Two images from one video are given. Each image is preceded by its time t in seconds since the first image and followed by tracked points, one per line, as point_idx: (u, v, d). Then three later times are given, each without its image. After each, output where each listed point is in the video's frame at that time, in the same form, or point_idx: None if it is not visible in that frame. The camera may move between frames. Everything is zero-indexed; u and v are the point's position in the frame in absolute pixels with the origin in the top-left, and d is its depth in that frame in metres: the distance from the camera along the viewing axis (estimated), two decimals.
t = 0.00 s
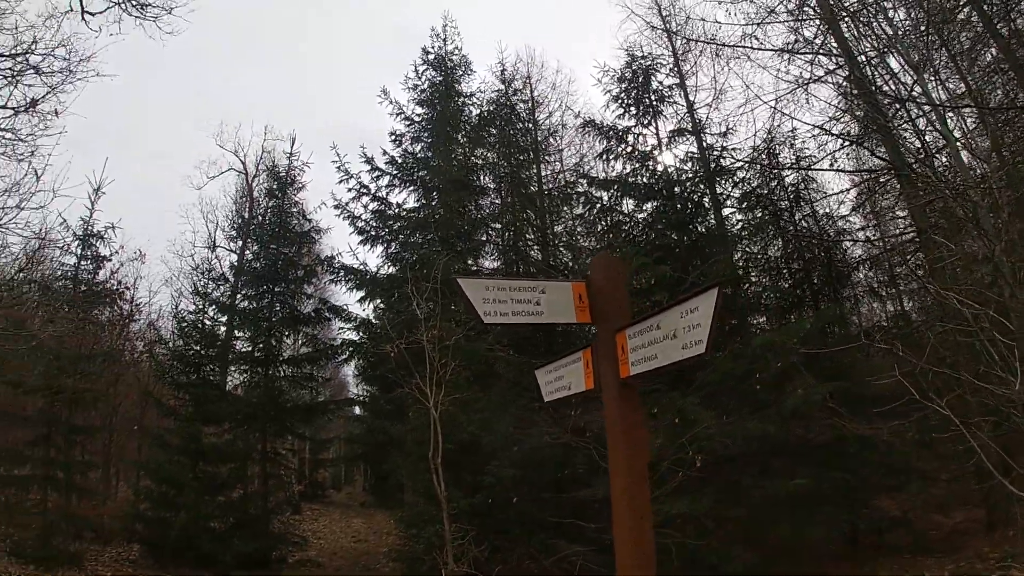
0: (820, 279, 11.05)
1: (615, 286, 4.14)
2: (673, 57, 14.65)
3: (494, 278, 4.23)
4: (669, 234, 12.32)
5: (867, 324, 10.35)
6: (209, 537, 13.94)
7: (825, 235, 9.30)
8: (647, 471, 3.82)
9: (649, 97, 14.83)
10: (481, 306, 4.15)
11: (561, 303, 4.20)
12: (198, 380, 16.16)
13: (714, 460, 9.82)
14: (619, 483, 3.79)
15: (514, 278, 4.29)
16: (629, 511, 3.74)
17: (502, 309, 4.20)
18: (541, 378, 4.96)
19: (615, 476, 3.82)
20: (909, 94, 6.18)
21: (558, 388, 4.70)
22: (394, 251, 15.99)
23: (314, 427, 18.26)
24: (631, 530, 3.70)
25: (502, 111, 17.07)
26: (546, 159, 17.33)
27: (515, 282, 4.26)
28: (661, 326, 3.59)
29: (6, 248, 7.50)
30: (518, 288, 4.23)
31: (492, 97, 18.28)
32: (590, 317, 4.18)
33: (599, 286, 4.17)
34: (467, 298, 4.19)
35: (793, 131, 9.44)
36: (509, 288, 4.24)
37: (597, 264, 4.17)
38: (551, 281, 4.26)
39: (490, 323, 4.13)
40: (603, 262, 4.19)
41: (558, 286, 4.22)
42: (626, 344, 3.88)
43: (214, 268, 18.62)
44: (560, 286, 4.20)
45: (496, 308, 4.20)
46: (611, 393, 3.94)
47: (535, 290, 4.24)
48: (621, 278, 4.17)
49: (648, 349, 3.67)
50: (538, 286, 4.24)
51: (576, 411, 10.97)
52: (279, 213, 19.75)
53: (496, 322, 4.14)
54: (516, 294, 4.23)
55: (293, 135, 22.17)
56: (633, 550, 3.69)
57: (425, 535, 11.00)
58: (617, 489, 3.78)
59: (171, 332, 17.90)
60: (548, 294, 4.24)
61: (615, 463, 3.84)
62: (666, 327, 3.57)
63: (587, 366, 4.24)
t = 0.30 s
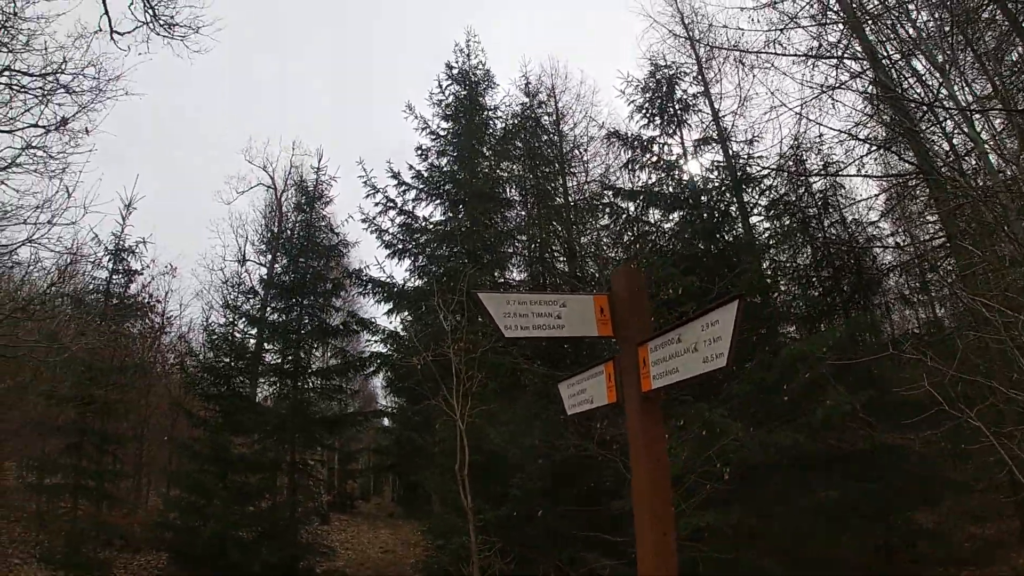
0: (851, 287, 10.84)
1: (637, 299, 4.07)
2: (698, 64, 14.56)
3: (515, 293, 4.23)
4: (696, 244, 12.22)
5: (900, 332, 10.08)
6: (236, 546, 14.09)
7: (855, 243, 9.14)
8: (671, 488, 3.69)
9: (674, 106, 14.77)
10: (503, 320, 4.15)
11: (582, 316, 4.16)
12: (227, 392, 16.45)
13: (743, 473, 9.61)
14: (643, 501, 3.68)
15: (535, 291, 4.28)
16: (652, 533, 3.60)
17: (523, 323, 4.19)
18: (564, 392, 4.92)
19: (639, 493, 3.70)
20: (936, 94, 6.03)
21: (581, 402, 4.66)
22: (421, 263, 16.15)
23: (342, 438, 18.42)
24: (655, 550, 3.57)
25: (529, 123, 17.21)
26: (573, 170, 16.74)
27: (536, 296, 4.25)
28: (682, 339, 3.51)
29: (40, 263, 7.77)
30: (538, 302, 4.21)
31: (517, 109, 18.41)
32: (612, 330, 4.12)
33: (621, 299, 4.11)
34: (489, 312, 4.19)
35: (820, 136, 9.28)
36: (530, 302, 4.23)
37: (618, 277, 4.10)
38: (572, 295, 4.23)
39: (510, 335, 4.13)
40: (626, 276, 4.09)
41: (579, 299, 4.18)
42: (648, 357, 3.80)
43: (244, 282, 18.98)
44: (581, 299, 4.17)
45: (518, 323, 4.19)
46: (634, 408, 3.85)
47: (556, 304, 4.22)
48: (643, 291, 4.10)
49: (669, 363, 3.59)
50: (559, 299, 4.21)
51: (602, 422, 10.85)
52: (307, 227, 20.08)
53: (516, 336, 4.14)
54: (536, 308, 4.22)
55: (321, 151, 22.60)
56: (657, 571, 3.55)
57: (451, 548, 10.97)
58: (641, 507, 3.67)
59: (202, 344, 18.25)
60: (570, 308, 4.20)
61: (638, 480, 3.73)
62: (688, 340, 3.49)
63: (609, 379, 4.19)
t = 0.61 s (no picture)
0: (869, 291, 10.72)
1: (653, 299, 4.01)
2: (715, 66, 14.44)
3: (531, 291, 4.17)
4: (712, 245, 11.94)
5: (920, 336, 9.92)
6: (249, 544, 14.19)
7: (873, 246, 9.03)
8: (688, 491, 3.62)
9: (691, 108, 14.67)
10: (517, 320, 4.09)
11: (598, 315, 4.11)
12: (242, 391, 16.60)
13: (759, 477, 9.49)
14: (658, 502, 3.61)
15: (550, 290, 4.21)
16: (667, 535, 3.53)
17: (538, 322, 4.12)
18: (580, 393, 4.85)
19: (655, 495, 3.63)
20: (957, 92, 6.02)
21: (597, 403, 4.59)
22: (435, 264, 16.19)
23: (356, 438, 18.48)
24: (671, 553, 3.50)
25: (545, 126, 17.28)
26: (588, 173, 16.31)
27: (551, 295, 4.18)
28: (700, 338, 3.44)
29: (57, 261, 7.88)
30: (554, 300, 4.15)
31: (532, 112, 18.43)
32: (628, 329, 4.05)
33: (637, 298, 4.05)
34: (503, 311, 4.13)
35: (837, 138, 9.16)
36: (545, 301, 4.16)
37: (634, 276, 4.04)
38: (589, 294, 4.18)
39: (525, 334, 4.08)
40: (641, 274, 4.03)
41: (595, 297, 4.14)
42: (665, 356, 3.73)
43: (260, 282, 19.13)
44: (597, 299, 4.12)
45: (533, 322, 4.12)
46: (650, 409, 3.78)
47: (572, 301, 4.16)
48: (659, 289, 4.04)
49: (687, 363, 3.53)
50: (575, 297, 4.16)
51: (616, 425, 10.77)
52: (323, 228, 20.22)
53: (530, 335, 4.08)
54: (551, 306, 4.15)
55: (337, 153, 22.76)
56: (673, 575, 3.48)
57: (463, 549, 10.95)
58: (656, 509, 3.61)
59: (217, 344, 18.39)
60: (586, 307, 4.15)
61: (654, 482, 3.66)
62: (706, 340, 3.42)
63: (625, 380, 4.13)
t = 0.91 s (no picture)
0: (879, 293, 10.66)
1: (665, 298, 3.97)
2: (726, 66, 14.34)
3: (542, 290, 4.09)
4: (720, 246, 12.01)
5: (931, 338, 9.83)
6: (255, 541, 14.24)
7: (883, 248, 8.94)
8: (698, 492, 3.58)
9: (701, 109, 14.59)
10: (528, 318, 3.99)
11: (609, 315, 4.04)
12: (250, 388, 16.66)
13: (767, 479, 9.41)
14: (668, 500, 3.57)
15: (561, 288, 4.15)
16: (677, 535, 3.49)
17: (549, 322, 4.04)
18: (589, 393, 4.79)
19: (665, 494, 3.59)
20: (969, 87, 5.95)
21: (607, 404, 4.52)
22: (443, 263, 16.20)
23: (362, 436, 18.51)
24: (680, 554, 3.46)
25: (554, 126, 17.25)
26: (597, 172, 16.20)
27: (562, 293, 4.12)
28: (713, 338, 3.40)
29: (66, 257, 7.92)
30: (565, 299, 4.09)
31: (541, 112, 18.39)
32: (639, 328, 3.99)
33: (649, 298, 4.01)
34: (513, 309, 4.03)
35: (847, 138, 9.08)
36: (556, 300, 4.09)
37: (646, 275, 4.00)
38: (600, 293, 4.12)
39: (537, 334, 3.98)
40: (652, 274, 3.99)
41: (606, 296, 4.06)
42: (677, 356, 3.69)
43: (267, 280, 19.17)
44: (609, 298, 4.05)
45: (543, 321, 4.04)
46: (661, 409, 3.74)
47: (583, 301, 4.09)
48: (671, 289, 4.00)
49: (699, 363, 3.49)
50: (586, 296, 4.09)
51: (623, 425, 10.73)
52: (331, 226, 20.26)
53: (543, 334, 4.00)
54: (563, 305, 4.09)
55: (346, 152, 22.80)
56: None
57: (468, 549, 10.94)
58: (666, 508, 3.56)
59: (225, 341, 18.46)
60: (597, 306, 4.09)
61: (665, 482, 3.62)
62: (718, 340, 3.38)
63: (636, 380, 4.08)
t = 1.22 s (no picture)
0: (880, 293, 10.62)
1: (673, 289, 3.93)
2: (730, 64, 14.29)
3: (549, 279, 4.09)
4: (722, 243, 12.04)
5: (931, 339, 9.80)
6: (252, 531, 14.27)
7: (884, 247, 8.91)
8: (704, 484, 3.60)
9: (704, 106, 14.54)
10: (535, 307, 4.00)
11: (617, 305, 4.01)
12: (249, 378, 16.65)
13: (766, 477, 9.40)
14: (675, 493, 3.60)
15: (569, 279, 4.13)
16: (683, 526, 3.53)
17: (557, 310, 4.04)
18: (593, 384, 4.77)
19: (673, 487, 3.62)
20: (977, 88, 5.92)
21: (612, 396, 4.48)
22: (444, 256, 16.22)
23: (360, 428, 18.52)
24: (686, 546, 3.50)
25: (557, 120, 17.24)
26: (600, 168, 16.59)
27: (570, 283, 4.10)
28: (723, 330, 3.38)
29: (66, 244, 7.90)
30: (574, 288, 4.07)
31: (544, 107, 18.35)
32: (647, 319, 3.97)
33: (657, 290, 3.98)
34: (519, 296, 4.05)
35: (851, 138, 9.06)
36: (564, 289, 4.09)
37: (655, 267, 3.97)
38: (608, 283, 4.09)
39: (543, 322, 3.99)
40: (661, 264, 3.95)
41: (614, 287, 4.04)
42: (685, 348, 3.66)
43: (268, 270, 19.14)
44: (616, 288, 4.02)
45: (551, 310, 4.05)
46: (669, 401, 3.73)
47: (591, 290, 4.07)
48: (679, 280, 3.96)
49: (708, 355, 3.47)
50: (594, 286, 4.07)
51: (622, 420, 10.73)
52: (333, 217, 20.21)
53: (548, 323, 4.00)
54: (571, 294, 4.08)
55: (348, 143, 22.75)
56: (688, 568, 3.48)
57: (464, 542, 10.94)
58: (673, 500, 3.59)
59: (225, 331, 18.46)
60: (604, 296, 4.06)
61: (671, 475, 3.64)
62: (728, 332, 3.36)
63: (642, 372, 4.04)
